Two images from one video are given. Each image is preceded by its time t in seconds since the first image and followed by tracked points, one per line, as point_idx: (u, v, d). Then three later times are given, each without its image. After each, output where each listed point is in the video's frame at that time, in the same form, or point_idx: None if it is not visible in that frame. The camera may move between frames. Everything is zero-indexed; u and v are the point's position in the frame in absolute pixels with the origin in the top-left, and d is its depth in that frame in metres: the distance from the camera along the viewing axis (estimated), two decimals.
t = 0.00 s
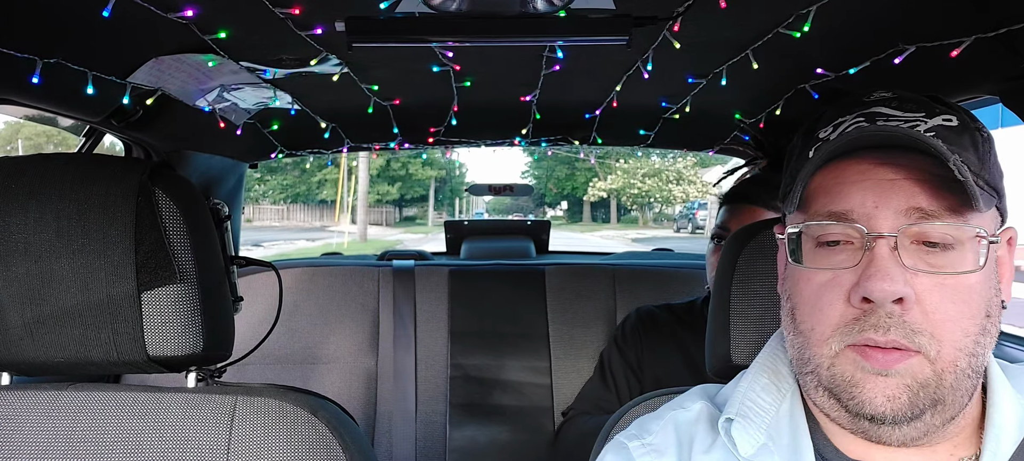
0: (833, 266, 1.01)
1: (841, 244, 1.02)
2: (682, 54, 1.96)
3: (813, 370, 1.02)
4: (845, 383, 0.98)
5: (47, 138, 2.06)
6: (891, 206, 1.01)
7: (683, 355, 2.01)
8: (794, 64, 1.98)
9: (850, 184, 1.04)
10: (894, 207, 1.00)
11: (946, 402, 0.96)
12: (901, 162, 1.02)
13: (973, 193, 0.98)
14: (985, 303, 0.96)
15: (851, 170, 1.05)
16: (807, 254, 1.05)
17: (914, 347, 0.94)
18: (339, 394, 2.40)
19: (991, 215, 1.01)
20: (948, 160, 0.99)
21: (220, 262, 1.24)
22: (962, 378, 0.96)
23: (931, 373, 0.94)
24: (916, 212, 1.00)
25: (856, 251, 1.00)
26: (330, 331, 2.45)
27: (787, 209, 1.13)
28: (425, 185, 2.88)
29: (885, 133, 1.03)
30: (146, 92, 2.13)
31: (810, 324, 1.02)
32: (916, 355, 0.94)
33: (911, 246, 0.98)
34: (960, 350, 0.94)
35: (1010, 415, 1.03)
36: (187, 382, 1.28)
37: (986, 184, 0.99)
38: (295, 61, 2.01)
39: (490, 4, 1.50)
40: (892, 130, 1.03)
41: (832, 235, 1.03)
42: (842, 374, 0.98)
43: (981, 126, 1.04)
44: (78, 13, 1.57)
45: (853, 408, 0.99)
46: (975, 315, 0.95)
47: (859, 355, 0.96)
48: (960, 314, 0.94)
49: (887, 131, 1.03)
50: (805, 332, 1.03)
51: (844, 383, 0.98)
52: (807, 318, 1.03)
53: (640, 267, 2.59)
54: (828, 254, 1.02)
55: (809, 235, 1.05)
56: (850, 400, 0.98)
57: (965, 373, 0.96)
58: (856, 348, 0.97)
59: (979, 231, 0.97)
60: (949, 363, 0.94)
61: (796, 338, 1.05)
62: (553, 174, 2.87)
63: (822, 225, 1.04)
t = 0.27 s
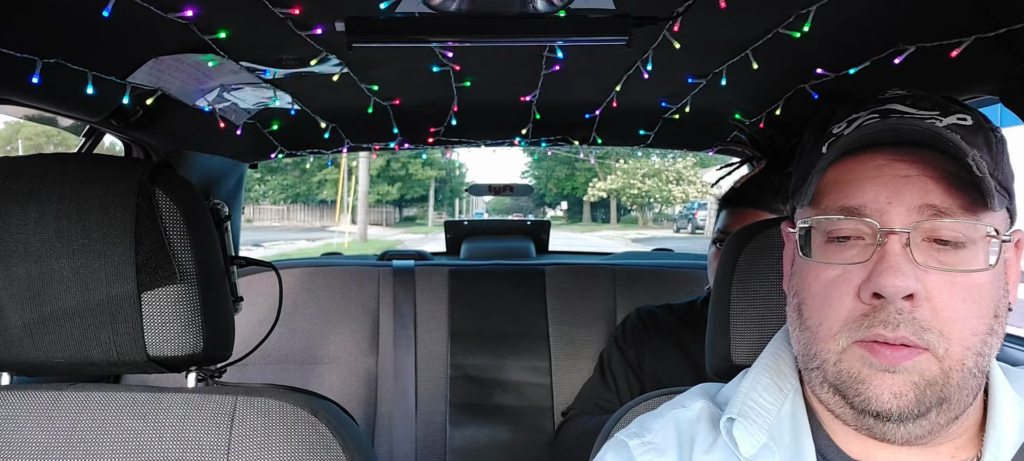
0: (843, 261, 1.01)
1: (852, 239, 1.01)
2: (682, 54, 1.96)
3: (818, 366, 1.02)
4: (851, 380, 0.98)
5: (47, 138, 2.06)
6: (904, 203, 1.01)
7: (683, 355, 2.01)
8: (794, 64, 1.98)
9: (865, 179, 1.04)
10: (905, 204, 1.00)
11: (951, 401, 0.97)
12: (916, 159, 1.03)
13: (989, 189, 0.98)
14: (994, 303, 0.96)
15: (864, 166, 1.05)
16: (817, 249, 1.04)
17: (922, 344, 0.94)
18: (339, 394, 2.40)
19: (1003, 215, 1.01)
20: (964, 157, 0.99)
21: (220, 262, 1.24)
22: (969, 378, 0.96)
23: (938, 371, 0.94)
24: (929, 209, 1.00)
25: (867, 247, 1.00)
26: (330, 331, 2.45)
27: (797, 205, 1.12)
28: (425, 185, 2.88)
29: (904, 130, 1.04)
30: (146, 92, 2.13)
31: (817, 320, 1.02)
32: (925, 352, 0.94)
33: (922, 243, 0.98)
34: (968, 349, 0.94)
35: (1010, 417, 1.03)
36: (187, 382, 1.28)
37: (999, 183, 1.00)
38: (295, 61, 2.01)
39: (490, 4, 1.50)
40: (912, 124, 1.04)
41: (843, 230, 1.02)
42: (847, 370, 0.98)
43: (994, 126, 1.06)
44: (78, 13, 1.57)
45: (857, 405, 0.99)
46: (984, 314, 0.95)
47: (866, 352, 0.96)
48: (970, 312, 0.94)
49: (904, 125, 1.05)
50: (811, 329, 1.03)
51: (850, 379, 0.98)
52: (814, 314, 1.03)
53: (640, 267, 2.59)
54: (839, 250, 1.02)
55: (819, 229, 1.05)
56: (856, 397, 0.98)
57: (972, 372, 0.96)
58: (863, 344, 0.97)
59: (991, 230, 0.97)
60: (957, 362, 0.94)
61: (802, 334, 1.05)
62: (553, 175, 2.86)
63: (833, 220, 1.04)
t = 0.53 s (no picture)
0: (844, 266, 1.01)
1: (854, 243, 1.01)
2: (682, 54, 1.96)
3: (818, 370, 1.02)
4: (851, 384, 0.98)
5: (47, 138, 2.06)
6: (907, 209, 1.00)
7: (683, 355, 2.01)
8: (794, 64, 1.98)
9: (870, 183, 1.04)
10: (908, 211, 1.00)
11: (951, 407, 0.97)
12: (920, 165, 1.02)
13: (993, 197, 0.97)
14: (996, 309, 0.96)
15: (868, 170, 1.05)
16: (818, 252, 1.04)
17: (923, 351, 0.94)
18: (339, 394, 2.40)
19: (1007, 221, 1.01)
20: (969, 164, 0.99)
21: (220, 262, 1.24)
22: (969, 384, 0.96)
23: (938, 378, 0.95)
24: (933, 216, 0.99)
25: (870, 252, 1.00)
26: (330, 331, 2.45)
27: (800, 207, 1.12)
28: (425, 185, 2.89)
29: (909, 136, 1.03)
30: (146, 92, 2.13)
31: (818, 322, 1.02)
32: (925, 359, 0.94)
33: (925, 249, 0.98)
34: (969, 355, 0.95)
35: (1012, 419, 1.03)
36: (187, 382, 1.28)
37: (1003, 188, 1.00)
38: (295, 61, 2.01)
39: (489, 4, 1.50)
40: (913, 130, 1.03)
41: (846, 235, 1.02)
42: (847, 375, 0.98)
43: (1001, 129, 1.05)
44: (78, 13, 1.57)
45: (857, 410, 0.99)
46: (986, 321, 0.95)
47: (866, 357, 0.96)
48: (971, 319, 0.94)
49: (909, 131, 1.03)
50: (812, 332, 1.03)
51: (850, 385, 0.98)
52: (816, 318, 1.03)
53: (640, 267, 2.59)
54: (841, 254, 1.02)
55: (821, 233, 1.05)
56: (855, 401, 0.99)
57: (973, 378, 0.96)
58: (864, 350, 0.97)
59: (995, 237, 0.97)
60: (957, 368, 0.95)
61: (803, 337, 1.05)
62: (553, 175, 2.87)
63: (834, 223, 1.04)
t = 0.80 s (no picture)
0: (833, 269, 1.01)
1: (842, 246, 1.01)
2: (683, 54, 1.96)
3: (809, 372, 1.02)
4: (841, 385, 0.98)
5: (48, 138, 2.06)
6: (893, 212, 1.01)
7: (683, 355, 2.01)
8: (794, 64, 1.98)
9: (856, 187, 1.04)
10: (894, 214, 1.00)
11: (940, 408, 0.97)
12: (905, 168, 1.02)
13: (975, 201, 0.97)
14: (984, 311, 0.96)
15: (856, 175, 1.05)
16: (808, 256, 1.05)
17: (909, 353, 0.94)
18: (339, 393, 2.40)
19: (994, 223, 1.01)
20: (953, 167, 0.99)
21: (220, 262, 1.24)
22: (957, 384, 0.96)
23: (926, 379, 0.95)
24: (919, 218, 1.00)
25: (857, 255, 1.00)
26: (330, 331, 2.45)
27: (789, 210, 1.12)
28: (425, 185, 2.89)
29: (895, 141, 1.03)
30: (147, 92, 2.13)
31: (808, 325, 1.02)
32: (912, 361, 0.94)
33: (911, 252, 0.98)
34: (956, 357, 0.95)
35: (1004, 418, 1.03)
36: (187, 382, 1.28)
37: (990, 191, 0.99)
38: (296, 61, 2.01)
39: (490, 4, 1.50)
40: (897, 135, 1.03)
41: (834, 238, 1.02)
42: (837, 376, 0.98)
43: (987, 131, 1.05)
44: (79, 13, 1.57)
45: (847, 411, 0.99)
46: (973, 323, 0.95)
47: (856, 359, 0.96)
48: (957, 321, 0.94)
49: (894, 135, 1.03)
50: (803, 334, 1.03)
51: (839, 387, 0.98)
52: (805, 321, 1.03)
53: (640, 267, 2.59)
54: (829, 257, 1.02)
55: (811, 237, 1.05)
56: (845, 403, 0.99)
57: (961, 379, 0.96)
58: (852, 352, 0.97)
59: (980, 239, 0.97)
60: (945, 370, 0.95)
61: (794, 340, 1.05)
62: (553, 174, 2.88)
63: (822, 227, 1.04)
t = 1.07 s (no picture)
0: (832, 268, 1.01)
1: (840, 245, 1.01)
2: (683, 54, 1.96)
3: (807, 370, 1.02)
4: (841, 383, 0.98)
5: (47, 138, 2.05)
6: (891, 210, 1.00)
7: (683, 355, 2.01)
8: (794, 64, 1.98)
9: (853, 186, 1.04)
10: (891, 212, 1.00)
11: (941, 406, 0.97)
12: (901, 166, 1.02)
13: (972, 199, 0.97)
14: (983, 308, 0.96)
15: (853, 174, 1.05)
16: (807, 255, 1.04)
17: (909, 352, 0.94)
18: (339, 394, 2.40)
19: (992, 221, 1.00)
20: (950, 165, 0.99)
21: (220, 262, 1.24)
22: (958, 383, 0.96)
23: (926, 378, 0.95)
24: (916, 216, 0.99)
25: (855, 254, 1.00)
26: (330, 331, 2.45)
27: (788, 210, 1.12)
28: (425, 185, 2.88)
29: (890, 140, 1.03)
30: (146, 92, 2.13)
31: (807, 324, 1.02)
32: (912, 359, 0.94)
33: (910, 250, 0.98)
34: (956, 355, 0.95)
35: (1006, 416, 1.03)
36: (187, 382, 1.28)
37: (986, 188, 0.99)
38: (296, 61, 2.01)
39: (490, 4, 1.50)
40: (893, 134, 1.02)
41: (832, 238, 1.02)
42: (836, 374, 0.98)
43: (984, 129, 1.04)
44: (79, 13, 1.57)
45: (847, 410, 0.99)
46: (972, 320, 0.95)
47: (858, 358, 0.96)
48: (956, 319, 0.94)
49: (889, 133, 1.03)
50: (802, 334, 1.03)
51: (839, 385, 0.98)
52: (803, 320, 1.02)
53: (640, 267, 2.59)
54: (827, 256, 1.02)
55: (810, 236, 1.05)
56: (845, 402, 0.98)
57: (961, 378, 0.96)
58: (852, 351, 0.97)
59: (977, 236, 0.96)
60: (945, 368, 0.95)
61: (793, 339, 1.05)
62: (553, 174, 2.87)
63: (821, 226, 1.04)
